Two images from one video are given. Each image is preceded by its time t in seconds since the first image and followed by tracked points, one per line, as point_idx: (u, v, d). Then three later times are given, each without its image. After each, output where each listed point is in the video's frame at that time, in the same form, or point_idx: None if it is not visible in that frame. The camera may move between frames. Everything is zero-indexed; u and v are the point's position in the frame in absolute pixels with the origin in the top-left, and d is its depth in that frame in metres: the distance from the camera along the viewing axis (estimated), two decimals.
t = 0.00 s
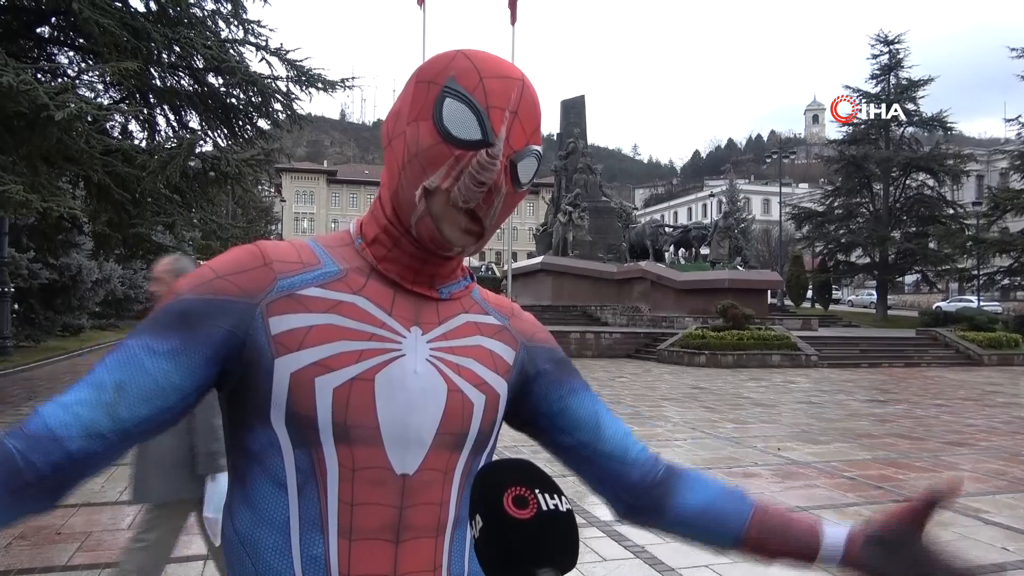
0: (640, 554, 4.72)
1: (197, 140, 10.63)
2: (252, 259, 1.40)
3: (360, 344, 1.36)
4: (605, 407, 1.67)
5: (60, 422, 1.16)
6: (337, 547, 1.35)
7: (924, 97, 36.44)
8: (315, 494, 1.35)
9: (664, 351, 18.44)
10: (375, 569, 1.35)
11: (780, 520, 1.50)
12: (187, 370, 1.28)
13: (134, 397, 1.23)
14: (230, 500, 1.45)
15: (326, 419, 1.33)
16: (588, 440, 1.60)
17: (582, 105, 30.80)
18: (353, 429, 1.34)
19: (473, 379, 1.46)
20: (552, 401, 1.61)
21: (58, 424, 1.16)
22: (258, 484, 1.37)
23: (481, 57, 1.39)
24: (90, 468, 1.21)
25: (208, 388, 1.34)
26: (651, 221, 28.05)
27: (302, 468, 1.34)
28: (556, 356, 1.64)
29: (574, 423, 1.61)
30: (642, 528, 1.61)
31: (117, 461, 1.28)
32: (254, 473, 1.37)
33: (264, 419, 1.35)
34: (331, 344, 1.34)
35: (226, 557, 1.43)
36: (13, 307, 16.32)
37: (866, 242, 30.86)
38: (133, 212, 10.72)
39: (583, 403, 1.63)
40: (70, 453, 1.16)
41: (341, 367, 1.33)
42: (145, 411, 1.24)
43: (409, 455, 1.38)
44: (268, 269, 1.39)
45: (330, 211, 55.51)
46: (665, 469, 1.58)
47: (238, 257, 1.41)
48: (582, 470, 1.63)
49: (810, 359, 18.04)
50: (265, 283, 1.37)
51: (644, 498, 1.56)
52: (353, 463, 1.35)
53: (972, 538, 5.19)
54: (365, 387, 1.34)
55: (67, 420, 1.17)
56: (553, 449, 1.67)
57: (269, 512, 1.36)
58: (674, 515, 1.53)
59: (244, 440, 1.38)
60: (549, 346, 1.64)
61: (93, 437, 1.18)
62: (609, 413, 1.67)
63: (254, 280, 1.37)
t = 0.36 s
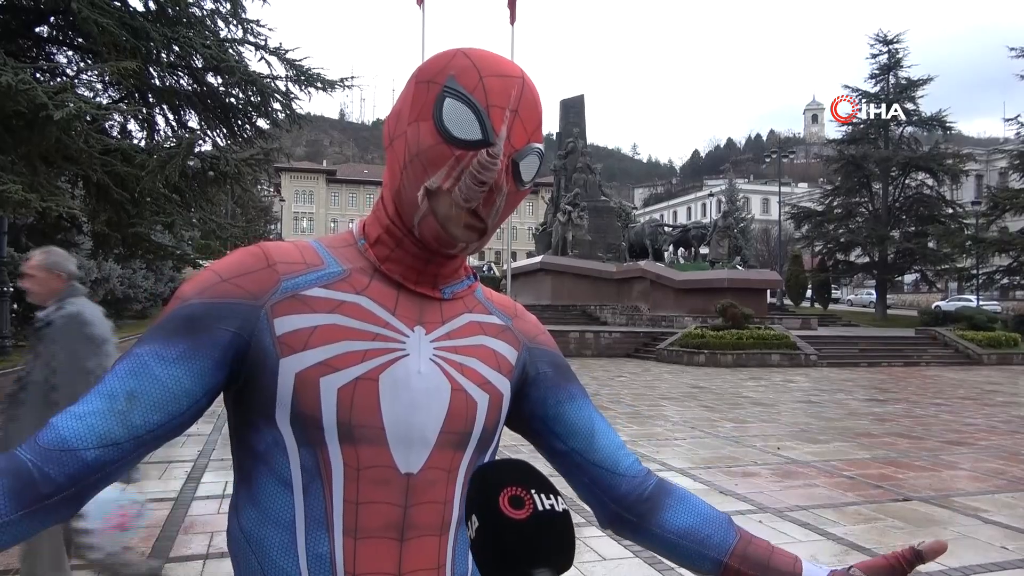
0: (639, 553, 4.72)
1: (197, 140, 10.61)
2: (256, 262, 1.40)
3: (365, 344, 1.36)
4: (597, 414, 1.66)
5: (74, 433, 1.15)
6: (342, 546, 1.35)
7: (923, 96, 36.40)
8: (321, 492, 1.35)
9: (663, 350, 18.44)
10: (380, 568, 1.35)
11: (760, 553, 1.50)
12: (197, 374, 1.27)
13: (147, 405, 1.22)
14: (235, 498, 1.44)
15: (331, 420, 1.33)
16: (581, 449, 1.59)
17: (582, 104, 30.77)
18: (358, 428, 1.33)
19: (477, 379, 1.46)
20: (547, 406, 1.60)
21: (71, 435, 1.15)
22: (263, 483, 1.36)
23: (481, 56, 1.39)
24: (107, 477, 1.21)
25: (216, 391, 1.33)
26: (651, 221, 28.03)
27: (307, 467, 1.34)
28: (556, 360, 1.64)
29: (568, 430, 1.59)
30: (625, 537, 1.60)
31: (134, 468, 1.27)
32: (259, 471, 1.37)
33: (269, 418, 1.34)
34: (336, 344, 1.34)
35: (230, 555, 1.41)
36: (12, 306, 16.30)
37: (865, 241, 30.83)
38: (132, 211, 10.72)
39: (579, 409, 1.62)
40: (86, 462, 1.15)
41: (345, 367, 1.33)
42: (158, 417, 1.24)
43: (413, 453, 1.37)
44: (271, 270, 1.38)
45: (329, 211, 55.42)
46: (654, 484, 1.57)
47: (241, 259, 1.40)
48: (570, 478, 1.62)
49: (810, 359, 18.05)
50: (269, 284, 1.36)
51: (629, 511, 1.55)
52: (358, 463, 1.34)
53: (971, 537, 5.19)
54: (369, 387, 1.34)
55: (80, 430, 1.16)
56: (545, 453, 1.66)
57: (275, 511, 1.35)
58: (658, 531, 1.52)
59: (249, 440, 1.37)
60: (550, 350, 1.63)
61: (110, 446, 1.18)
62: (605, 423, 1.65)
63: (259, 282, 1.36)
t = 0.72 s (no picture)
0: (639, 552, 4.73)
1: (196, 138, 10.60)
2: (258, 261, 1.39)
3: (367, 344, 1.36)
4: (596, 414, 1.65)
5: (80, 437, 1.15)
6: (346, 544, 1.35)
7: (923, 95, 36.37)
8: (323, 492, 1.35)
9: (663, 349, 18.45)
10: (383, 567, 1.35)
11: (756, 556, 1.50)
12: (201, 374, 1.27)
13: (151, 407, 1.22)
14: (238, 497, 1.44)
15: (334, 419, 1.33)
16: (580, 449, 1.59)
17: (581, 103, 30.74)
18: (360, 427, 1.33)
19: (479, 377, 1.46)
20: (547, 405, 1.60)
21: (76, 436, 1.15)
22: (267, 482, 1.36)
23: (483, 54, 1.38)
24: (112, 479, 1.21)
25: (219, 392, 1.33)
26: (650, 219, 28.02)
27: (310, 466, 1.34)
28: (557, 360, 1.64)
29: (567, 430, 1.59)
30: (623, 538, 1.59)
31: (138, 467, 1.28)
32: (262, 469, 1.37)
33: (272, 418, 1.34)
34: (339, 344, 1.34)
35: (233, 553, 1.42)
36: (11, 305, 16.30)
37: (865, 240, 30.84)
38: (132, 210, 10.72)
39: (579, 409, 1.62)
40: (92, 464, 1.15)
41: (349, 366, 1.33)
42: (162, 418, 1.24)
43: (415, 452, 1.37)
44: (274, 269, 1.38)
45: (329, 210, 55.37)
46: (652, 485, 1.57)
47: (243, 258, 1.40)
48: (569, 478, 1.62)
49: (809, 357, 18.07)
50: (272, 283, 1.36)
51: (627, 511, 1.55)
52: (361, 462, 1.34)
53: (970, 535, 5.20)
54: (371, 386, 1.34)
55: (84, 431, 1.16)
56: (544, 452, 1.66)
57: (278, 510, 1.35)
58: (656, 532, 1.52)
59: (252, 439, 1.37)
60: (551, 350, 1.63)
61: (114, 448, 1.18)
62: (604, 423, 1.65)
63: (261, 281, 1.36)
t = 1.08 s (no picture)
0: (638, 551, 4.72)
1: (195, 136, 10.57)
2: (258, 259, 1.39)
3: (367, 343, 1.35)
4: (599, 411, 1.65)
5: (77, 432, 1.15)
6: (346, 544, 1.34)
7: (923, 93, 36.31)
8: (323, 490, 1.34)
9: (662, 348, 18.44)
10: (383, 566, 1.35)
11: (762, 548, 1.50)
12: (200, 371, 1.27)
13: (150, 404, 1.22)
14: (238, 495, 1.44)
15: (334, 418, 1.32)
16: (583, 446, 1.58)
17: (580, 101, 30.68)
18: (361, 426, 1.33)
19: (479, 376, 1.45)
20: (548, 402, 1.60)
21: (73, 434, 1.15)
22: (267, 481, 1.36)
23: (485, 52, 1.38)
24: (109, 475, 1.21)
25: (219, 390, 1.33)
26: (650, 218, 28.01)
27: (310, 465, 1.34)
28: (560, 358, 1.63)
29: (569, 427, 1.59)
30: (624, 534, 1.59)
31: (136, 465, 1.27)
32: (262, 468, 1.36)
33: (272, 417, 1.34)
34: (339, 343, 1.34)
35: (232, 551, 1.42)
36: (10, 303, 16.28)
37: (864, 238, 30.82)
38: (131, 208, 10.70)
39: (581, 406, 1.61)
40: (88, 461, 1.15)
41: (349, 366, 1.33)
42: (161, 417, 1.24)
43: (416, 451, 1.37)
44: (274, 268, 1.38)
45: (328, 209, 55.29)
46: (655, 481, 1.57)
47: (243, 256, 1.40)
48: (571, 474, 1.62)
49: (808, 356, 18.06)
50: (272, 281, 1.36)
51: (630, 507, 1.54)
52: (362, 460, 1.34)
53: (970, 534, 5.20)
54: (371, 384, 1.34)
55: (82, 429, 1.16)
56: (546, 449, 1.66)
57: (278, 509, 1.35)
58: (658, 528, 1.52)
59: (253, 437, 1.37)
60: (553, 348, 1.63)
61: (112, 445, 1.18)
62: (607, 420, 1.65)
63: (261, 279, 1.36)
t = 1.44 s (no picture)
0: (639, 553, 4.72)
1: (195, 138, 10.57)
2: (261, 261, 1.39)
3: (370, 346, 1.35)
4: (596, 423, 1.64)
5: (82, 437, 1.15)
6: (348, 547, 1.34)
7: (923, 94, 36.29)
8: (326, 494, 1.34)
9: (662, 349, 18.44)
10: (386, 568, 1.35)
11: None
12: (204, 374, 1.27)
13: (154, 408, 1.22)
14: (240, 497, 1.44)
15: (336, 421, 1.32)
16: (578, 457, 1.58)
17: (580, 103, 30.67)
18: (363, 429, 1.33)
19: (482, 380, 1.46)
20: (547, 409, 1.59)
21: (78, 438, 1.15)
22: (270, 483, 1.36)
23: (486, 54, 1.38)
24: (115, 480, 1.21)
25: (222, 393, 1.33)
26: (649, 220, 28.01)
27: (313, 467, 1.34)
28: (559, 364, 1.63)
29: (564, 435, 1.59)
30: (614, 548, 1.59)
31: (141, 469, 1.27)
32: (265, 471, 1.37)
33: (275, 421, 1.34)
34: (342, 345, 1.34)
35: (234, 553, 1.42)
36: (10, 305, 16.27)
37: (864, 239, 30.80)
38: (131, 210, 10.69)
39: (578, 415, 1.61)
40: (93, 465, 1.15)
41: (352, 368, 1.33)
42: (165, 420, 1.24)
43: (418, 454, 1.37)
44: (277, 270, 1.38)
45: (328, 210, 55.25)
46: (647, 497, 1.56)
47: (246, 259, 1.40)
48: (564, 484, 1.61)
49: (809, 357, 18.05)
50: (275, 283, 1.36)
51: (619, 524, 1.54)
52: (364, 463, 1.34)
53: (970, 535, 5.20)
54: (375, 388, 1.34)
55: (86, 433, 1.16)
56: (541, 458, 1.66)
57: (280, 511, 1.35)
58: (646, 545, 1.51)
59: (255, 440, 1.37)
60: (553, 353, 1.63)
61: (117, 449, 1.18)
62: (603, 431, 1.64)
63: (264, 282, 1.36)
